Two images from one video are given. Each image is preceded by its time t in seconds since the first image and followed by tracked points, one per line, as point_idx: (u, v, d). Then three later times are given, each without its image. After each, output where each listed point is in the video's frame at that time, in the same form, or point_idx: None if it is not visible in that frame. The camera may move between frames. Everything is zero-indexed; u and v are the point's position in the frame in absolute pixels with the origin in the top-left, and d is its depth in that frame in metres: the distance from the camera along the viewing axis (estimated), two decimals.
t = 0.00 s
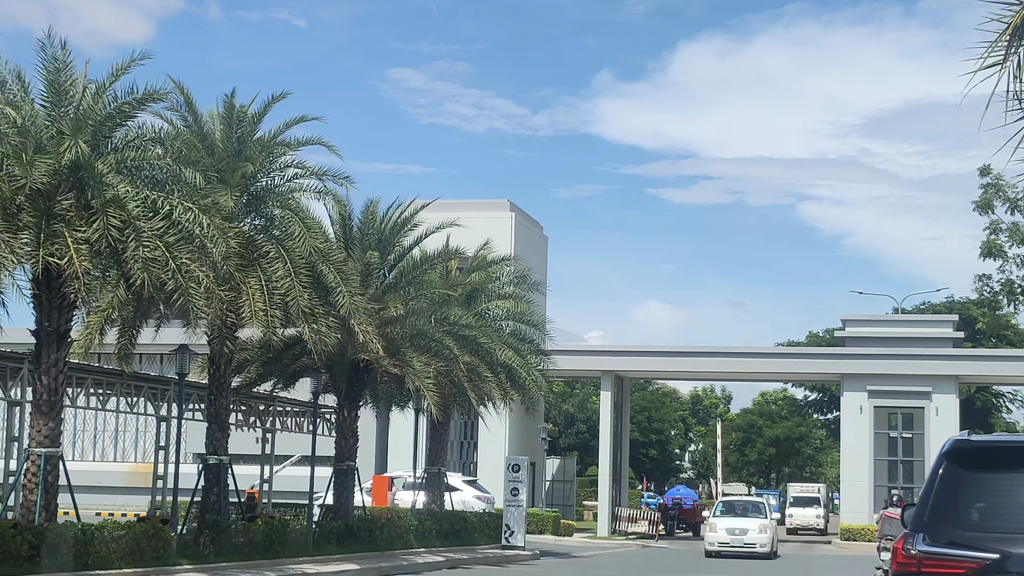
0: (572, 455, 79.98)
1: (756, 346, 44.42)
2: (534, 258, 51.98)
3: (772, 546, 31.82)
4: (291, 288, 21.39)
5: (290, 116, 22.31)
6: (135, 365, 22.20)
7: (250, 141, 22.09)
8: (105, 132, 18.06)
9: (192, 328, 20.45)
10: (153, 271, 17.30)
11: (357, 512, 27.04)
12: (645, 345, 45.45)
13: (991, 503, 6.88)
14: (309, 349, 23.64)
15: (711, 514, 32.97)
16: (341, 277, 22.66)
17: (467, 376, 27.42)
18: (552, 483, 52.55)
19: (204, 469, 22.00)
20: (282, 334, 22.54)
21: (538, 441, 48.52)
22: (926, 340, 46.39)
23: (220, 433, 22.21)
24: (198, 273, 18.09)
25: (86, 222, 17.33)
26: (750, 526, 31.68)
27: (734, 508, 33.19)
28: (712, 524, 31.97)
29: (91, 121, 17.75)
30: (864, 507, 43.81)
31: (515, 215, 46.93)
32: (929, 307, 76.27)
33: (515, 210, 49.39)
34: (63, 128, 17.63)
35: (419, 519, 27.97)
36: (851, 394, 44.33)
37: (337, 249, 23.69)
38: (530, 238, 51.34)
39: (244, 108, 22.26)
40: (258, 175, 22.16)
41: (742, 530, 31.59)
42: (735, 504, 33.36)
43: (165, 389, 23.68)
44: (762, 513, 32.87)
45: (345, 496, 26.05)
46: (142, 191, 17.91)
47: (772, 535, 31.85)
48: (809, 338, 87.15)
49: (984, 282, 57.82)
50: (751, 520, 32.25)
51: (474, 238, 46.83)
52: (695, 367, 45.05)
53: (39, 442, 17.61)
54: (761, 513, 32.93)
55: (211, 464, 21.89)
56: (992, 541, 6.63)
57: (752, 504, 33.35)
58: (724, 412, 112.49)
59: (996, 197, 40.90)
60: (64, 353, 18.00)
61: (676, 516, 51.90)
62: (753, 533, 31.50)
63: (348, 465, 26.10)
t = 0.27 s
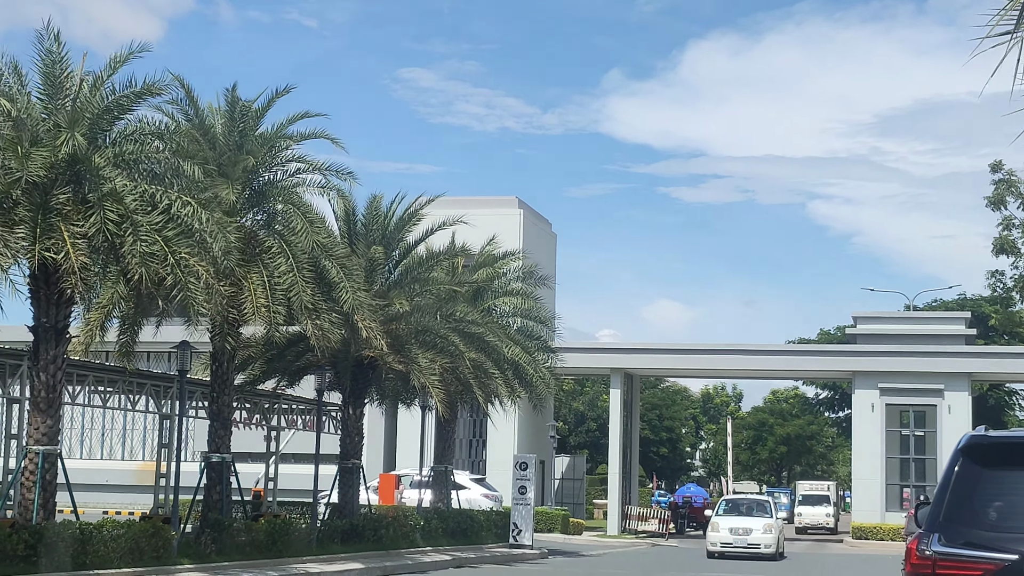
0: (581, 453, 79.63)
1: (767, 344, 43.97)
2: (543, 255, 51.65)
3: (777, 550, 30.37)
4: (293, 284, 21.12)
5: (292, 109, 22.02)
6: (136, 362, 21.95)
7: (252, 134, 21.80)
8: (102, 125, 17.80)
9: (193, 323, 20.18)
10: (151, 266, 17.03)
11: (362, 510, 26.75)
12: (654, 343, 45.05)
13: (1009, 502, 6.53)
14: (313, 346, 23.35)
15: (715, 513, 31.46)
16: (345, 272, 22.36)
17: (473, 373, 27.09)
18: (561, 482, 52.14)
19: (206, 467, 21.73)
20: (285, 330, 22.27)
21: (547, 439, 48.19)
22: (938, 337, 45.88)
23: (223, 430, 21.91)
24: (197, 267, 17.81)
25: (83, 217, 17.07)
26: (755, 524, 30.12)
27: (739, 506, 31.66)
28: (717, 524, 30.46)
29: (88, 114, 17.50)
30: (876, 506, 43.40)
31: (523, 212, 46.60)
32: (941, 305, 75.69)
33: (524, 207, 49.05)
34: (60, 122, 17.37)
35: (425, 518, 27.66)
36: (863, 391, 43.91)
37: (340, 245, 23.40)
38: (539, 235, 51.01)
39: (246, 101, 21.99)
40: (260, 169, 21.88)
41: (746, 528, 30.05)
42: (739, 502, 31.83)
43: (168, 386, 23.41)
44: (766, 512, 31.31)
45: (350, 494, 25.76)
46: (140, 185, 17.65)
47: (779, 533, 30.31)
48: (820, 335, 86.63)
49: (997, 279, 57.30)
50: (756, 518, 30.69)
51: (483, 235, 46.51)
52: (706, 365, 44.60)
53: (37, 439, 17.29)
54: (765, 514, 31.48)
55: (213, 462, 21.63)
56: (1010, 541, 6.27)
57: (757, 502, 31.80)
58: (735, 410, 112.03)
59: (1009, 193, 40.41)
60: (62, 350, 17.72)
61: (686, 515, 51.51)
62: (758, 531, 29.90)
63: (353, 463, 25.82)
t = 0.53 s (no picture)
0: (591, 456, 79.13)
1: (778, 345, 43.48)
2: (552, 256, 51.25)
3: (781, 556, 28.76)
4: (295, 283, 20.79)
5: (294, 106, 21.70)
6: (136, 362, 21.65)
7: (254, 132, 21.49)
8: (99, 121, 17.50)
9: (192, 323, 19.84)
10: (148, 264, 16.70)
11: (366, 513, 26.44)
12: (663, 344, 44.58)
13: None
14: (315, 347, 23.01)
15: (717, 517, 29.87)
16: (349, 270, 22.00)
17: (479, 374, 26.71)
18: (571, 484, 51.65)
19: (207, 469, 21.43)
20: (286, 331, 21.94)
21: (555, 441, 47.78)
22: (951, 338, 45.35)
23: (223, 432, 21.59)
24: (195, 265, 17.47)
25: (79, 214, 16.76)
26: (758, 528, 28.57)
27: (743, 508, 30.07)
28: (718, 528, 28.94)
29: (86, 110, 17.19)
30: (888, 508, 42.83)
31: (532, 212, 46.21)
32: (954, 305, 75.05)
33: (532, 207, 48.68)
34: (56, 117, 17.07)
35: (430, 520, 27.32)
36: (875, 393, 43.27)
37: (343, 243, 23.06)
38: (548, 237, 50.62)
39: (246, 98, 21.69)
40: (261, 166, 21.56)
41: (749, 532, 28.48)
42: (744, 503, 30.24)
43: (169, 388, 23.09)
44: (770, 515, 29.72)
45: (354, 496, 25.45)
46: (137, 181, 17.32)
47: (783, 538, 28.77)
48: (831, 336, 86.01)
49: (1011, 279, 56.71)
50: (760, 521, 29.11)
51: (490, 236, 46.16)
52: (715, 366, 44.12)
53: (32, 441, 17.01)
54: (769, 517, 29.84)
55: (214, 464, 21.32)
56: None
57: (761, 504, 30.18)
58: (746, 412, 111.39)
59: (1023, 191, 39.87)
60: (58, 350, 17.39)
61: (696, 518, 51.01)
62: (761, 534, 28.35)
63: (356, 465, 25.49)
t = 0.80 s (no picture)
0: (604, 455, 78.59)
1: (791, 344, 42.95)
2: (562, 255, 50.82)
3: (786, 560, 27.31)
4: (298, 279, 20.44)
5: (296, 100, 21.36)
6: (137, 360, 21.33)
7: (256, 126, 21.18)
8: (95, 114, 17.19)
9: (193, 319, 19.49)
10: (146, 259, 16.36)
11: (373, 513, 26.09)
12: (675, 342, 44.07)
13: None
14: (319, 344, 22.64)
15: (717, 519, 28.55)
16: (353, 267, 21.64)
17: (487, 373, 26.28)
18: (583, 484, 51.14)
19: (209, 469, 21.08)
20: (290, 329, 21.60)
21: (566, 441, 47.32)
22: (966, 336, 44.76)
23: (226, 431, 21.23)
24: (194, 261, 17.13)
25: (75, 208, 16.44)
26: (760, 529, 27.24)
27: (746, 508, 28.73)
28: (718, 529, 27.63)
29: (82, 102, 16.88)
30: (903, 508, 42.24)
31: (542, 210, 45.81)
32: (970, 303, 74.29)
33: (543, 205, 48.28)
34: (51, 110, 16.76)
35: (437, 521, 26.92)
36: (890, 391, 42.77)
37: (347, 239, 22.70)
38: (559, 235, 50.19)
39: (248, 92, 21.37)
40: (263, 161, 21.23)
41: (750, 533, 27.14)
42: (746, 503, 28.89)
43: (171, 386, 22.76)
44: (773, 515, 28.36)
45: (360, 496, 25.11)
46: (134, 175, 16.99)
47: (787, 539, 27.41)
48: (845, 335, 85.31)
49: None
50: (762, 522, 27.76)
51: (498, 233, 45.79)
52: (728, 364, 43.60)
53: (28, 440, 16.73)
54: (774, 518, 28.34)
55: (216, 463, 20.96)
56: None
57: (763, 505, 28.79)
58: (760, 412, 110.66)
59: None
60: (55, 347, 17.06)
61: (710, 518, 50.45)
62: (763, 536, 27.01)
63: (362, 465, 25.12)
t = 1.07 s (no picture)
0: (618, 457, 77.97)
1: (806, 343, 42.36)
2: (575, 254, 50.33)
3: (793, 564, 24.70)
4: (302, 276, 20.06)
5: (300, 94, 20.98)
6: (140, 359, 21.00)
7: (259, 121, 20.84)
8: (93, 107, 16.83)
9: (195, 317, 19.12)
10: (144, 255, 15.98)
11: (381, 515, 25.69)
12: (688, 342, 43.50)
13: None
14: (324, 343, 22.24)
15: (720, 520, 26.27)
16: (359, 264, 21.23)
17: (496, 372, 25.84)
18: (596, 485, 50.52)
19: (212, 470, 20.71)
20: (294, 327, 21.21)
21: (579, 442, 46.82)
22: (984, 336, 44.10)
23: (229, 432, 20.84)
24: (194, 256, 16.74)
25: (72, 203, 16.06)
26: (765, 533, 24.89)
27: (752, 509, 26.41)
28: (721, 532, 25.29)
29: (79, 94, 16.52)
30: (920, 510, 41.59)
31: (555, 209, 45.36)
32: (987, 303, 73.49)
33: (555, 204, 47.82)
34: (48, 104, 16.40)
35: (446, 522, 26.48)
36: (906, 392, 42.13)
37: (353, 236, 22.30)
38: (571, 235, 49.70)
39: (251, 85, 20.99)
40: (267, 156, 20.85)
41: (756, 537, 24.78)
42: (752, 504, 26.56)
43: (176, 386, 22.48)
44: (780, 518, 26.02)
45: (367, 497, 24.71)
46: (133, 169, 16.61)
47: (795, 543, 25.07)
48: (861, 336, 84.55)
49: None
50: (769, 525, 25.41)
51: (508, 231, 45.35)
52: (742, 364, 43.03)
53: (25, 440, 16.37)
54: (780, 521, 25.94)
55: (219, 464, 20.58)
56: None
57: (771, 507, 26.43)
58: (775, 413, 109.91)
59: None
60: (53, 345, 16.69)
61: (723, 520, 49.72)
62: (770, 539, 24.66)
63: (369, 466, 24.73)
